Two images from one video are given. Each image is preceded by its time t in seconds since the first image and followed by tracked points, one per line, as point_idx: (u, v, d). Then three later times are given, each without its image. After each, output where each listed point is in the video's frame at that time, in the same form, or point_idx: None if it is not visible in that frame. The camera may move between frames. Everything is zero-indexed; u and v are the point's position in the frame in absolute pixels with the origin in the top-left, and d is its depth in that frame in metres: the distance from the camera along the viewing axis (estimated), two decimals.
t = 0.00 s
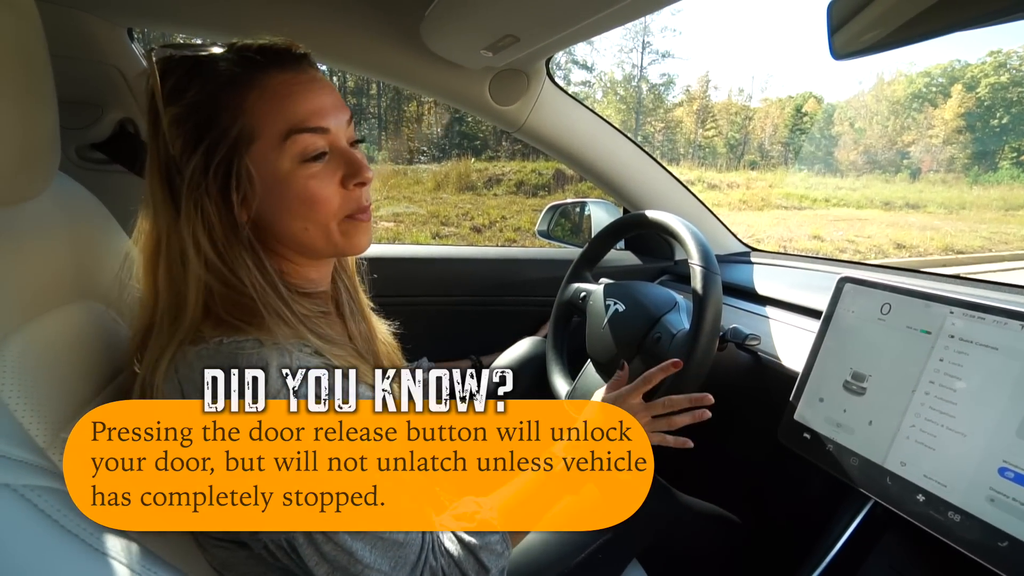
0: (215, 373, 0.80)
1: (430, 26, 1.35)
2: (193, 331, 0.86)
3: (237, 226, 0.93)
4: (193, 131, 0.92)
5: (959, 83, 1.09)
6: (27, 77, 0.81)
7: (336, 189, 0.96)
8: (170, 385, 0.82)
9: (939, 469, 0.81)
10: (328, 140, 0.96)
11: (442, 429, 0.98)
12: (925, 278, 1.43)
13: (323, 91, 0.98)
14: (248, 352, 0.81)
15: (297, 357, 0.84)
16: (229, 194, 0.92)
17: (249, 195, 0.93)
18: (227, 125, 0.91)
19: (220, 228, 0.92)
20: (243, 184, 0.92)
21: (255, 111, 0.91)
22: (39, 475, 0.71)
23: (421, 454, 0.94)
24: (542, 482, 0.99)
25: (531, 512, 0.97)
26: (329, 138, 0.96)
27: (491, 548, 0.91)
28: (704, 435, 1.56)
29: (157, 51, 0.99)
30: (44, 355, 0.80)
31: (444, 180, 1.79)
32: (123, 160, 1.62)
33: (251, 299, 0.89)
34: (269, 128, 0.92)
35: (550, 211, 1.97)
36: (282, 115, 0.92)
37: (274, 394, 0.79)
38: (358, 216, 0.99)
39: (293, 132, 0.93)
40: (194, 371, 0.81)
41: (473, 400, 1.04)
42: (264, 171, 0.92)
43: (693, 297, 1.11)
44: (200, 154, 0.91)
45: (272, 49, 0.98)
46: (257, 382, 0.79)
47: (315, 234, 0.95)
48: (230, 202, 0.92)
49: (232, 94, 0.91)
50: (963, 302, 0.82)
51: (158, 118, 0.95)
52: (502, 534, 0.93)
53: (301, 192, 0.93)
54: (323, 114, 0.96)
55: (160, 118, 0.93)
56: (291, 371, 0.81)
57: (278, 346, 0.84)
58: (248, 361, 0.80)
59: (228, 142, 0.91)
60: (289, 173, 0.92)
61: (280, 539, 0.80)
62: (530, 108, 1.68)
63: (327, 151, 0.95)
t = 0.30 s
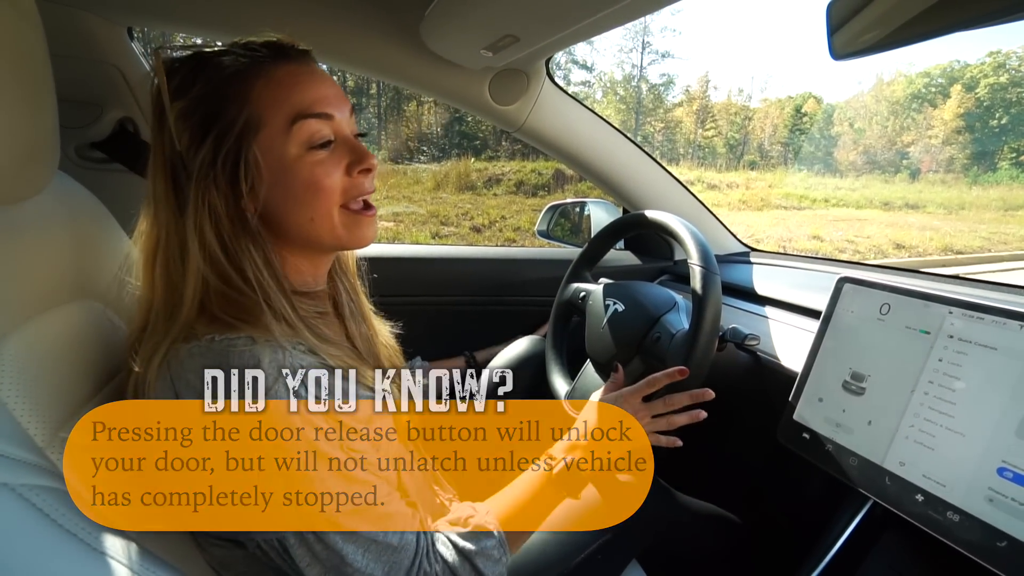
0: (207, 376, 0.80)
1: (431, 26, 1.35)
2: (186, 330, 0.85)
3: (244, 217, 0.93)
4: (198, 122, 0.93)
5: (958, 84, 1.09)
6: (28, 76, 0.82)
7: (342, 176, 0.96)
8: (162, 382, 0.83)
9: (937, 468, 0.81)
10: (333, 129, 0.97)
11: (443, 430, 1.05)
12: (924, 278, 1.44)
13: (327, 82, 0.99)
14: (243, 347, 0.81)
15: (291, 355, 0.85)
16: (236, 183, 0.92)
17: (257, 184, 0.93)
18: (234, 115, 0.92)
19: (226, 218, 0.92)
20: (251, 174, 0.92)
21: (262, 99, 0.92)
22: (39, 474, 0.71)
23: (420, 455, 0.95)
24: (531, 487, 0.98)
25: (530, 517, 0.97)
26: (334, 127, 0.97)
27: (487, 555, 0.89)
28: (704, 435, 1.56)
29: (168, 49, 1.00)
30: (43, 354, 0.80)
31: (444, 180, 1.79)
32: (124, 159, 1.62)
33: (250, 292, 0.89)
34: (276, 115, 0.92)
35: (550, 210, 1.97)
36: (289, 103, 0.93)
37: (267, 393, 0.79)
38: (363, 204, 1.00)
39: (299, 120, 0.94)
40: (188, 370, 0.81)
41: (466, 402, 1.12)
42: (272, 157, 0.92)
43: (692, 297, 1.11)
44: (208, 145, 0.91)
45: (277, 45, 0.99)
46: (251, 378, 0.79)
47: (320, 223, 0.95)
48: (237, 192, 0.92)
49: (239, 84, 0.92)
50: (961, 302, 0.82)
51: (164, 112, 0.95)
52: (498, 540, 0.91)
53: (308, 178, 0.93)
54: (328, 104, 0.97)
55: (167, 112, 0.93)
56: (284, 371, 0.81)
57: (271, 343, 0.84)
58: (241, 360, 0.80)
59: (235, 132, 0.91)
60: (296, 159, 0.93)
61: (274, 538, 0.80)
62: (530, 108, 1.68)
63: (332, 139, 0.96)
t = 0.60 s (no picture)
0: (196, 371, 0.79)
1: (430, 28, 1.35)
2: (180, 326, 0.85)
3: (241, 207, 0.93)
4: (204, 119, 0.95)
5: (956, 85, 1.09)
6: (25, 78, 0.82)
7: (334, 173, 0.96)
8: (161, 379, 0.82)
9: (936, 469, 0.81)
10: (329, 127, 0.97)
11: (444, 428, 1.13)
12: (923, 279, 1.44)
13: (327, 82, 1.01)
14: (241, 334, 0.82)
15: (287, 346, 0.84)
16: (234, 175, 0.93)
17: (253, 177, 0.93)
18: (237, 108, 0.93)
19: (225, 210, 0.92)
20: (248, 165, 0.93)
21: (261, 93, 0.94)
22: (36, 476, 0.70)
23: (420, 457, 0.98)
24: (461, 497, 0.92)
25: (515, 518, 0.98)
26: (331, 127, 0.98)
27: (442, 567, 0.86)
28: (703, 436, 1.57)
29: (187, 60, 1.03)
30: (38, 356, 0.80)
31: (442, 182, 1.76)
32: (122, 159, 1.62)
33: (247, 281, 0.89)
34: (273, 108, 0.94)
35: (550, 211, 1.97)
36: (286, 98, 0.95)
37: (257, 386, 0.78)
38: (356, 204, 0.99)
39: (297, 116, 0.94)
40: (180, 369, 0.80)
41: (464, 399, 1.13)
42: (266, 148, 0.93)
43: (691, 298, 1.11)
44: (211, 136, 0.93)
45: (284, 49, 1.02)
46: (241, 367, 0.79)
47: (312, 216, 0.95)
48: (235, 183, 0.93)
49: (246, 80, 0.95)
50: (960, 303, 0.82)
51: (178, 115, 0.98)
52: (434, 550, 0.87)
53: (299, 172, 0.93)
54: (329, 104, 0.98)
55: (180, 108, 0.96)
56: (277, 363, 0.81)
57: (267, 332, 0.83)
58: (233, 350, 0.80)
59: (236, 124, 0.93)
60: (289, 153, 0.93)
61: (241, 536, 0.79)
62: (528, 110, 1.68)
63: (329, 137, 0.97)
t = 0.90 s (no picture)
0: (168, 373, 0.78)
1: (431, 29, 1.35)
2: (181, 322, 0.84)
3: (244, 196, 0.92)
4: (222, 108, 0.96)
5: (955, 86, 1.09)
6: (25, 79, 0.82)
7: (332, 166, 0.91)
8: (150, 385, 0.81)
9: (936, 470, 0.81)
10: (338, 122, 0.95)
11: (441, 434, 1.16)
12: (923, 279, 1.44)
13: (346, 83, 1.00)
14: (223, 343, 0.77)
15: (272, 358, 0.79)
16: (242, 165, 0.93)
17: (255, 167, 0.92)
18: (250, 99, 0.94)
19: (230, 201, 0.91)
20: (251, 154, 0.92)
21: (277, 86, 0.94)
22: (38, 476, 0.70)
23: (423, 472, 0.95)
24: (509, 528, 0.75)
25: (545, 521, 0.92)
26: (338, 123, 0.95)
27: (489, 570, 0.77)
28: (704, 436, 1.57)
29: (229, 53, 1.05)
30: (37, 355, 0.80)
31: (442, 182, 1.77)
32: (123, 159, 1.62)
33: (247, 277, 0.87)
34: (284, 100, 0.93)
35: (550, 211, 1.98)
36: (298, 92, 0.94)
37: (231, 401, 0.73)
38: (355, 201, 0.94)
39: (304, 107, 0.93)
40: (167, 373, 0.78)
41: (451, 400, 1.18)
42: (269, 139, 0.91)
43: (691, 299, 1.11)
44: (224, 125, 0.94)
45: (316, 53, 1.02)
46: (219, 382, 0.74)
47: (304, 213, 0.90)
48: (240, 174, 0.93)
49: (264, 75, 0.95)
50: (959, 304, 0.82)
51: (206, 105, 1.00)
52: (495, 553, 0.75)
53: (294, 159, 0.90)
54: (340, 100, 0.96)
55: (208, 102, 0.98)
56: (256, 372, 0.75)
57: (251, 339, 0.79)
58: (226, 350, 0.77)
59: (247, 114, 0.93)
60: (289, 142, 0.91)
61: (223, 549, 0.75)
62: (528, 111, 1.69)
63: (333, 131, 0.94)
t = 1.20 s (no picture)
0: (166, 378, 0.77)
1: (427, 29, 1.36)
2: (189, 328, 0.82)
3: (252, 208, 0.92)
4: (228, 121, 0.97)
5: (953, 86, 1.09)
6: (22, 81, 0.82)
7: (336, 172, 0.90)
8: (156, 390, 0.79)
9: (933, 469, 0.81)
10: (340, 126, 0.93)
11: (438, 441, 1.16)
12: (921, 279, 1.45)
13: (348, 84, 0.98)
14: (231, 349, 0.77)
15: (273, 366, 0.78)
16: (248, 176, 0.93)
17: (261, 178, 0.93)
18: (253, 109, 0.94)
19: (236, 215, 0.92)
20: (257, 165, 0.93)
21: (278, 95, 0.94)
22: (37, 477, 0.70)
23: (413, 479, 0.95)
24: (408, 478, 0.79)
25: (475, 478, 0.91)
26: (340, 127, 0.93)
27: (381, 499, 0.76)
28: (702, 435, 1.57)
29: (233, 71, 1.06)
30: (35, 357, 0.80)
31: (441, 183, 1.75)
32: (123, 160, 1.63)
33: (254, 288, 0.88)
34: (286, 108, 0.92)
35: (549, 211, 1.99)
36: (299, 99, 0.93)
37: (232, 409, 0.72)
38: (364, 205, 0.92)
39: (305, 113, 0.92)
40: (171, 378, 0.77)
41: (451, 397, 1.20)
42: (273, 149, 0.91)
43: (689, 299, 1.12)
44: (230, 137, 0.95)
45: (314, 55, 1.01)
46: (222, 387, 0.73)
47: (312, 221, 0.89)
48: (247, 186, 0.93)
49: (266, 84, 0.95)
50: (956, 303, 0.83)
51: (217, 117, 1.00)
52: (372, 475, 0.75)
53: (297, 168, 0.90)
54: (341, 104, 0.95)
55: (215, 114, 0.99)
56: (256, 380, 0.75)
57: (255, 348, 0.79)
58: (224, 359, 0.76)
59: (250, 124, 0.94)
60: (292, 150, 0.90)
61: (225, 549, 0.76)
62: (527, 111, 1.69)
63: (336, 136, 0.92)
